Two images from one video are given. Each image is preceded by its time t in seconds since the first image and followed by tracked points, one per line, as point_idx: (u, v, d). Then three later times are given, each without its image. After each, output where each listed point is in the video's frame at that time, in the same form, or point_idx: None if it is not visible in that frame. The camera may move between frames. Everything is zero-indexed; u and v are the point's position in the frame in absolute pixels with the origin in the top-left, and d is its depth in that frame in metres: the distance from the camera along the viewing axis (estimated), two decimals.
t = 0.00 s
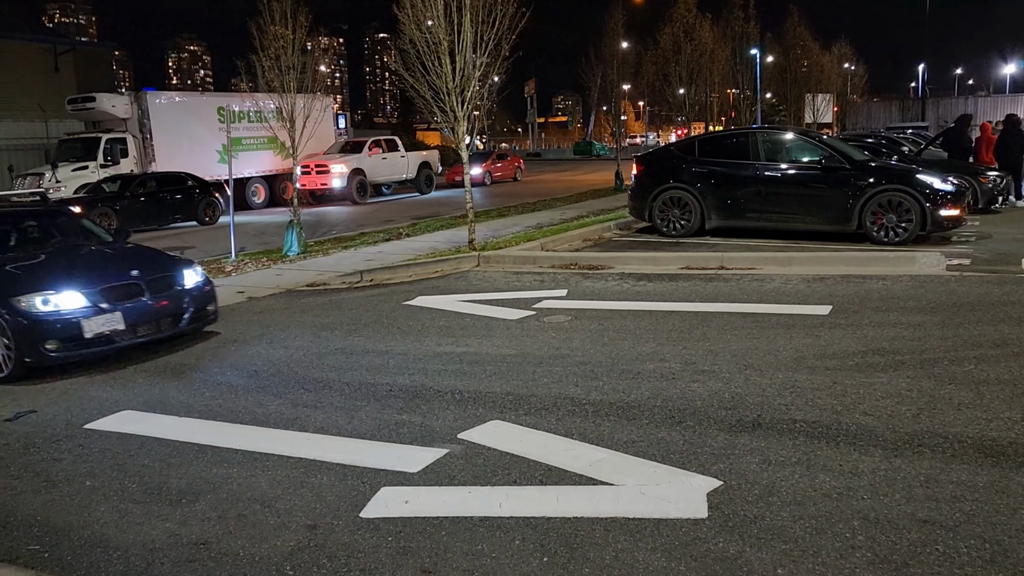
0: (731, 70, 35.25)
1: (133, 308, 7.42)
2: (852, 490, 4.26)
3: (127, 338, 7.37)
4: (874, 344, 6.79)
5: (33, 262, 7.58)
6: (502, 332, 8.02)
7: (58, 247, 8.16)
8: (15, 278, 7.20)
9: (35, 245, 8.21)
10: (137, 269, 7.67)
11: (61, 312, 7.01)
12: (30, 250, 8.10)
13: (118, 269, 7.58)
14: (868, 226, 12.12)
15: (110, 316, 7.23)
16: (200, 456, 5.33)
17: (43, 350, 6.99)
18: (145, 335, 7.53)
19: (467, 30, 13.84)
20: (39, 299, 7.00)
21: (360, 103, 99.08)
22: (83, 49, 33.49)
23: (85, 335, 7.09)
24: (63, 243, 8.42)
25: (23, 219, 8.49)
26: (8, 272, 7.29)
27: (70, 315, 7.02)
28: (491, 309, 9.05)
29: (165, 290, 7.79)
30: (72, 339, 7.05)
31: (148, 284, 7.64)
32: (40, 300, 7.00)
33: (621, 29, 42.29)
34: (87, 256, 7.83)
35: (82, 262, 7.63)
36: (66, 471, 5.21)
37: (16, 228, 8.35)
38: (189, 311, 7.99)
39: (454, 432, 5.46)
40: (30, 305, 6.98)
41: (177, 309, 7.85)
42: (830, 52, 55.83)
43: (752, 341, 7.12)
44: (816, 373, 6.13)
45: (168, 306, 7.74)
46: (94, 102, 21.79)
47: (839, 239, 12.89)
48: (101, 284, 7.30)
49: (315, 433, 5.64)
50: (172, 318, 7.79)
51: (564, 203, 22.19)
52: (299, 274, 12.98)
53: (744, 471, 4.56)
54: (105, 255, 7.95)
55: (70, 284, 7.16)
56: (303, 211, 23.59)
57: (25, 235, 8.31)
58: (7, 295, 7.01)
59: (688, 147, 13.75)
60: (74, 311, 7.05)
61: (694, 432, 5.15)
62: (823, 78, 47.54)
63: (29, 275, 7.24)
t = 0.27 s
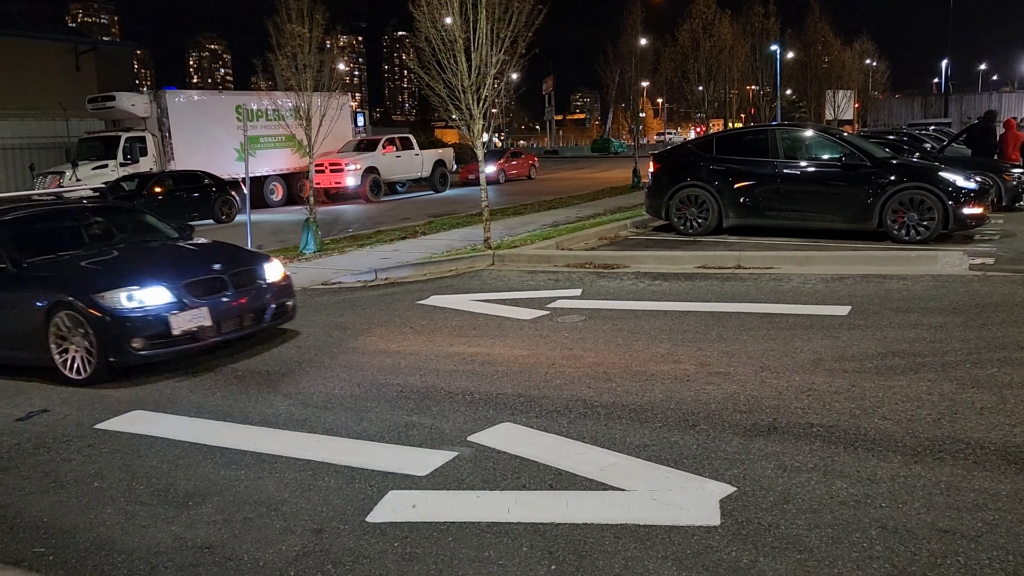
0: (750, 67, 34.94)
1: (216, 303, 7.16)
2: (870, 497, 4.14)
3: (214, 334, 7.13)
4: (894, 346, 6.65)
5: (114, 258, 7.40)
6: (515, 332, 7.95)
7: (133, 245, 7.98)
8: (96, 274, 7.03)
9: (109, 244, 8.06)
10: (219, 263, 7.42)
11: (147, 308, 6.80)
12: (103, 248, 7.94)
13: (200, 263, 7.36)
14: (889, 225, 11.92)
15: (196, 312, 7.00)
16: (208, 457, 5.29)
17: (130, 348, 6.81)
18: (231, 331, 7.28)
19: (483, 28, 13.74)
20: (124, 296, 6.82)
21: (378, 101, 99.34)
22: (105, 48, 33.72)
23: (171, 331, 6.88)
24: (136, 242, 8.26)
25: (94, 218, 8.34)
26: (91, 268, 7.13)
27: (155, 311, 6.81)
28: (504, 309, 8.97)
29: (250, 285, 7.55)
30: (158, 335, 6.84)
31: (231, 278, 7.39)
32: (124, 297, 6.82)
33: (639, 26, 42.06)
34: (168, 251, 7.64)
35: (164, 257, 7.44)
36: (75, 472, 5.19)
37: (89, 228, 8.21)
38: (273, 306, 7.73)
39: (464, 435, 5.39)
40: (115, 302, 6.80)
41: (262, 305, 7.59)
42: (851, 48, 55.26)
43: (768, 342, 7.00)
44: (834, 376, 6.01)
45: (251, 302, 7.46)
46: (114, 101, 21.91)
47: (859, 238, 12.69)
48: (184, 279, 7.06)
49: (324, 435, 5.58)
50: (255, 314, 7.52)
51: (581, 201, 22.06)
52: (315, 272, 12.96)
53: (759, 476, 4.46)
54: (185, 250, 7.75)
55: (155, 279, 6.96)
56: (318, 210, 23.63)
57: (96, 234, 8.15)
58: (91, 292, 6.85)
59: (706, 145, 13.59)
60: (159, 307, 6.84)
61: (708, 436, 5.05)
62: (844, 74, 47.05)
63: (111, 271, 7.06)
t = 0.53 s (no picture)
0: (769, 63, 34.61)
1: (297, 302, 6.79)
2: (876, 503, 4.03)
3: (296, 336, 6.77)
4: (907, 346, 6.50)
5: (189, 253, 7.06)
6: (523, 330, 7.87)
7: (202, 240, 7.61)
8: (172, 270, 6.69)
9: (174, 238, 7.66)
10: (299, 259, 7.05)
11: (227, 308, 6.47)
12: (170, 242, 7.56)
13: (279, 259, 7.00)
14: (907, 222, 11.72)
15: (279, 311, 6.64)
16: (207, 457, 5.25)
17: (211, 351, 6.48)
18: (311, 332, 6.91)
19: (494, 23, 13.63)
20: (203, 295, 6.49)
21: (397, 98, 99.56)
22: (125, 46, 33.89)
23: (254, 332, 6.53)
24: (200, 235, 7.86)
25: (154, 208, 7.93)
26: (167, 265, 6.79)
27: (237, 311, 6.47)
28: (512, 307, 8.89)
29: (329, 282, 7.19)
30: (240, 337, 6.50)
31: (311, 275, 7.01)
32: (203, 296, 6.49)
33: (657, 22, 41.81)
34: (243, 246, 7.28)
35: (240, 252, 7.09)
36: (74, 471, 5.17)
37: (151, 219, 7.79)
38: (352, 305, 7.34)
39: (464, 435, 5.32)
40: (194, 301, 6.48)
41: (341, 304, 7.20)
42: (872, 43, 54.65)
43: (778, 341, 6.87)
44: (844, 377, 5.87)
45: (332, 301, 7.08)
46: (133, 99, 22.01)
47: (876, 235, 12.50)
48: (264, 276, 6.70)
49: (324, 435, 5.53)
50: (335, 314, 7.14)
51: (596, 198, 21.93)
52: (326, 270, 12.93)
53: (762, 480, 4.36)
54: (259, 245, 7.39)
55: (235, 277, 6.61)
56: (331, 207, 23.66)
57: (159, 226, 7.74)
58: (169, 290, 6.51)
59: (721, 141, 13.42)
60: (241, 307, 6.50)
61: (712, 438, 4.95)
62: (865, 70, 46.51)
63: (187, 268, 6.72)
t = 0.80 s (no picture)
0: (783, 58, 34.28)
1: (371, 307, 6.22)
2: (867, 511, 3.91)
3: (370, 343, 6.24)
4: (910, 347, 6.36)
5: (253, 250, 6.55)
6: (520, 329, 7.77)
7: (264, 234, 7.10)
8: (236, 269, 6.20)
9: (231, 232, 7.15)
10: (371, 259, 6.46)
11: (297, 312, 5.94)
12: (228, 237, 7.06)
13: (351, 258, 6.44)
14: (917, 220, 11.52)
15: (352, 317, 6.10)
16: (192, 456, 5.19)
17: (279, 358, 6.00)
18: (384, 339, 6.35)
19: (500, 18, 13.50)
20: (273, 297, 5.98)
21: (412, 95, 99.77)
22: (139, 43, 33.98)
23: (327, 339, 6.02)
24: (259, 228, 7.35)
25: (209, 198, 7.42)
26: (232, 263, 6.30)
27: (307, 316, 5.95)
28: (512, 305, 8.79)
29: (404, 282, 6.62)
30: (311, 344, 5.99)
31: (385, 276, 6.43)
32: (272, 298, 5.98)
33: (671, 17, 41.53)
34: (309, 243, 6.76)
35: (307, 250, 6.56)
36: (58, 470, 5.11)
37: (205, 210, 7.29)
38: (424, 309, 6.75)
39: (453, 437, 5.23)
40: (264, 304, 5.97)
41: (415, 307, 6.61)
42: (890, 38, 54.09)
43: (778, 341, 6.74)
44: (844, 379, 5.74)
45: (406, 304, 6.50)
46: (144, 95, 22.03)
47: (887, 233, 12.29)
48: (337, 277, 6.14)
49: (311, 435, 5.45)
50: (409, 318, 6.56)
51: (605, 195, 21.77)
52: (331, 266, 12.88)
53: (751, 486, 4.25)
54: (326, 242, 6.85)
55: (305, 278, 6.08)
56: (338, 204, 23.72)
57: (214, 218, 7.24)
58: (235, 292, 6.03)
59: (730, 137, 13.23)
60: (311, 311, 5.97)
61: (703, 441, 4.83)
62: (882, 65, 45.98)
63: (252, 266, 6.21)
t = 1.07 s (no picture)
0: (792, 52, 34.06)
1: (447, 312, 5.87)
2: (859, 517, 3.84)
3: (446, 351, 5.89)
4: (910, 348, 6.27)
5: (317, 250, 6.19)
6: (518, 328, 7.70)
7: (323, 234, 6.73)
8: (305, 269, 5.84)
9: (287, 230, 6.78)
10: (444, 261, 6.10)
11: (374, 319, 5.58)
12: (285, 235, 6.70)
13: (423, 260, 6.08)
14: (924, 216, 11.40)
15: (430, 323, 5.74)
16: (182, 456, 5.14)
17: (355, 366, 5.63)
18: (460, 346, 6.01)
19: (503, 12, 13.41)
20: (348, 302, 5.61)
21: (420, 90, 99.73)
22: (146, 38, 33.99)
23: (403, 346, 5.66)
24: (313, 226, 7.01)
25: (259, 193, 7.08)
26: (298, 263, 5.92)
27: (384, 323, 5.59)
28: (511, 303, 8.73)
29: (477, 285, 6.26)
30: (387, 352, 5.64)
31: (460, 279, 6.08)
32: (347, 303, 5.61)
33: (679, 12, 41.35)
34: (375, 243, 6.38)
35: (375, 250, 6.20)
36: (47, 469, 5.07)
37: (257, 206, 6.95)
38: (496, 314, 6.41)
39: (444, 437, 5.18)
40: (338, 310, 5.60)
41: (488, 312, 6.27)
42: (900, 32, 53.73)
43: (776, 341, 6.66)
44: (841, 380, 5.66)
45: (481, 309, 6.16)
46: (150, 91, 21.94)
47: (893, 230, 12.17)
48: (413, 281, 5.78)
49: (302, 435, 5.40)
50: (482, 323, 6.22)
51: (610, 191, 21.67)
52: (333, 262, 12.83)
53: (742, 490, 4.19)
54: (392, 242, 6.49)
55: (379, 281, 5.71)
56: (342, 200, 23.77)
57: (267, 215, 6.89)
58: (303, 294, 5.66)
59: (734, 132, 13.07)
60: (389, 318, 5.61)
61: (695, 444, 4.77)
62: (892, 59, 45.66)
63: (321, 267, 5.84)
